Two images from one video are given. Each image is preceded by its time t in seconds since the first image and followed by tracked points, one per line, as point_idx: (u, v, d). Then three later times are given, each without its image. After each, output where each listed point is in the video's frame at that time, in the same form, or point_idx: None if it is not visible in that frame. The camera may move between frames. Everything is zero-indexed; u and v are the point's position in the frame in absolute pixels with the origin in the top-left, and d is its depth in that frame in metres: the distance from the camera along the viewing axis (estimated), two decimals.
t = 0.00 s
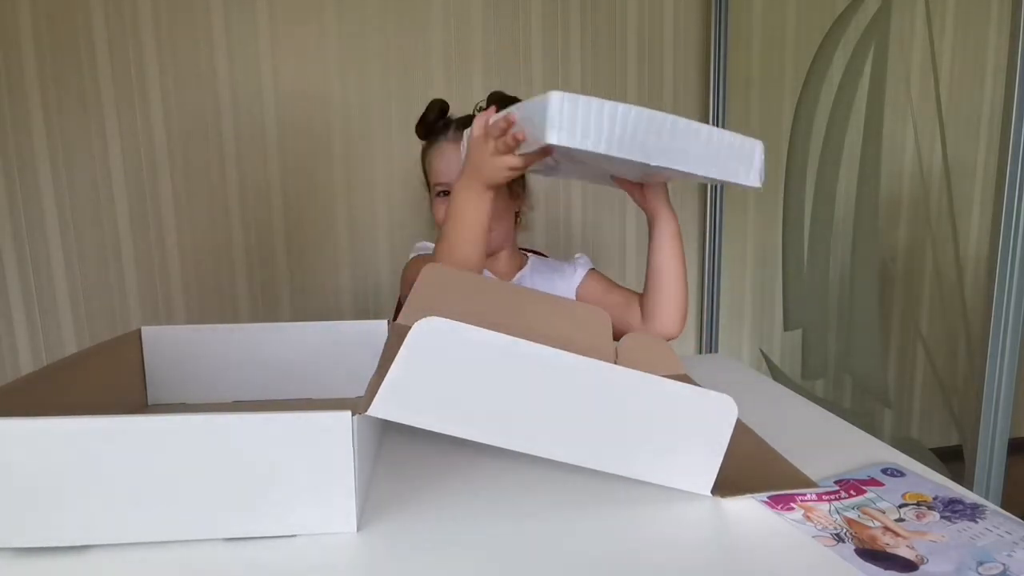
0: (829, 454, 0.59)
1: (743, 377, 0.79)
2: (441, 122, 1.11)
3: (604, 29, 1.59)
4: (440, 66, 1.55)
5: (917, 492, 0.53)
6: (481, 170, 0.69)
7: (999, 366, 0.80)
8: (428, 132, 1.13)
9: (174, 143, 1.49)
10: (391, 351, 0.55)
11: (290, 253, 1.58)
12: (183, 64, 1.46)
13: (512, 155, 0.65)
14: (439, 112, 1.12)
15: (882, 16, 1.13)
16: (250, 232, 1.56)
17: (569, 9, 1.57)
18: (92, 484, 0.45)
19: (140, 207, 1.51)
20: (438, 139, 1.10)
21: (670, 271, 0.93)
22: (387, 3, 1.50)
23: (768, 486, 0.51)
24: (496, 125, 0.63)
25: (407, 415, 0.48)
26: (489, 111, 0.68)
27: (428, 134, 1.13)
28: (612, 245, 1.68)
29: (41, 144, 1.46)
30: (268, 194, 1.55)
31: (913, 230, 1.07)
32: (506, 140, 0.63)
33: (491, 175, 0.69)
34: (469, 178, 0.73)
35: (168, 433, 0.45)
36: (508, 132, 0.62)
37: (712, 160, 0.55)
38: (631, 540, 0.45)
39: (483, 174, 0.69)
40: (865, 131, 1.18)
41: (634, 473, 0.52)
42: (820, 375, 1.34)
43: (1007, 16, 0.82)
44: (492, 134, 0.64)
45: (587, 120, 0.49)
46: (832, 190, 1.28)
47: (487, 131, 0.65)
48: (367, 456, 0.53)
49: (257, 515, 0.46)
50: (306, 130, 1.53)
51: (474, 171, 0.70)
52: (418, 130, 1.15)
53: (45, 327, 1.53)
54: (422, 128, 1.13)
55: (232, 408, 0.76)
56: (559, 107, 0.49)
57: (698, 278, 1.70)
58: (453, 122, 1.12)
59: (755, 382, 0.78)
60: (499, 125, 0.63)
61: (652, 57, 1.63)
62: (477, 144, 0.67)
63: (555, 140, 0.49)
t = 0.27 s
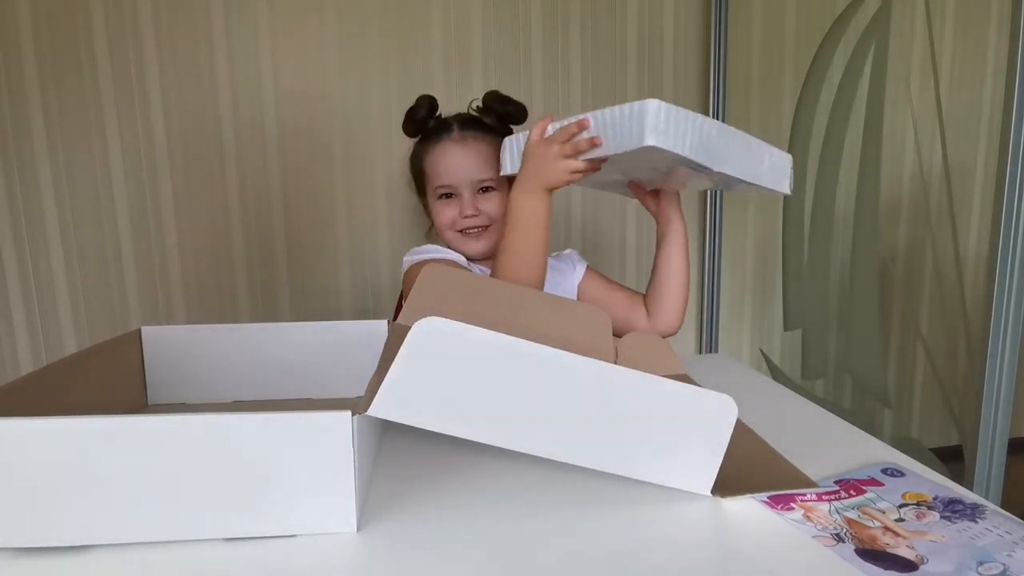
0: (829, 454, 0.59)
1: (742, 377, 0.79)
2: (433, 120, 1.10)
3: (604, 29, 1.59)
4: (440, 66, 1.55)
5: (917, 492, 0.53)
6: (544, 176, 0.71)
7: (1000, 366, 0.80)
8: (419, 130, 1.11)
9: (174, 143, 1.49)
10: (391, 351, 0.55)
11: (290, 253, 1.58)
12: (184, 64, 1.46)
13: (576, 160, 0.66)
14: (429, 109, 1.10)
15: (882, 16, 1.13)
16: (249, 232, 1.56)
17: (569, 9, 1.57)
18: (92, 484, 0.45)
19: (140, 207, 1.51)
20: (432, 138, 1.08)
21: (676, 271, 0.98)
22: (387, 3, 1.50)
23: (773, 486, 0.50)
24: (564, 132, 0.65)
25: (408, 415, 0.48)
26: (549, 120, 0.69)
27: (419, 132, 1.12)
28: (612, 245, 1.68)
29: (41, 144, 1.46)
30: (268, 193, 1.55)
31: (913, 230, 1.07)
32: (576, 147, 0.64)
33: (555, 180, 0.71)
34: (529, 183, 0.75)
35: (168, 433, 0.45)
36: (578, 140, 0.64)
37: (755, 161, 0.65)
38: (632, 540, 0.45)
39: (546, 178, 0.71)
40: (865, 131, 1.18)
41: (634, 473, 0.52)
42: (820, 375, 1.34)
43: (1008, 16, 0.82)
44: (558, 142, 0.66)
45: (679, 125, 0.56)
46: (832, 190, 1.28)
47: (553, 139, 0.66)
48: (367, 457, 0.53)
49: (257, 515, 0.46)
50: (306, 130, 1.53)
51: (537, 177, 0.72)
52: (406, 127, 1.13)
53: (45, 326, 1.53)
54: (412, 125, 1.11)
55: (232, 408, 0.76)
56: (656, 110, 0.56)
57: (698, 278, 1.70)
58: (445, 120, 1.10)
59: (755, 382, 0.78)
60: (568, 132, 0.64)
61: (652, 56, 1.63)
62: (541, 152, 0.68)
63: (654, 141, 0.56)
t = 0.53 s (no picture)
0: (830, 454, 0.59)
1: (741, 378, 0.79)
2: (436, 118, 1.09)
3: (604, 29, 1.59)
4: (440, 66, 1.54)
5: (916, 492, 0.53)
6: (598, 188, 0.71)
7: (999, 366, 0.80)
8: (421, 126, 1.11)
9: (174, 143, 1.49)
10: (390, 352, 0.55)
11: (290, 253, 1.58)
12: (184, 64, 1.46)
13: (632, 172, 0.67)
14: (431, 105, 1.09)
15: (882, 16, 1.13)
16: (250, 232, 1.56)
17: (568, 9, 1.57)
18: (92, 484, 0.45)
19: (140, 207, 1.51)
20: (438, 135, 1.07)
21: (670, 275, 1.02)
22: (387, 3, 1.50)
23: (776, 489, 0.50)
24: (621, 147, 0.66)
25: (407, 415, 0.48)
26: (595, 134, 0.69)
27: (420, 129, 1.11)
28: (612, 245, 1.69)
29: (41, 143, 1.46)
30: (268, 193, 1.55)
31: (913, 230, 1.07)
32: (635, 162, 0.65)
33: (611, 190, 0.72)
34: (579, 195, 0.75)
35: (168, 433, 0.45)
36: (636, 154, 0.65)
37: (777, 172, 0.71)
38: (632, 540, 0.45)
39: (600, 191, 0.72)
40: (865, 130, 1.18)
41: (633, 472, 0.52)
42: (820, 375, 1.34)
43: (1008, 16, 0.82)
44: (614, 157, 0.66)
45: (746, 142, 0.60)
46: (832, 190, 1.28)
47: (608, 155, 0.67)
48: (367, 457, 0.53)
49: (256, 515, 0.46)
50: (305, 130, 1.53)
51: (591, 189, 0.72)
52: (404, 122, 1.12)
53: (45, 326, 1.53)
54: (415, 121, 1.10)
55: (232, 408, 0.76)
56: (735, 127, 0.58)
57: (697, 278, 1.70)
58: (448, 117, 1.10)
59: (755, 382, 0.78)
60: (627, 147, 0.65)
61: (652, 55, 1.63)
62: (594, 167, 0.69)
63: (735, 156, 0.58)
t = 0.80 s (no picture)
0: (830, 454, 0.59)
1: (741, 377, 0.79)
2: (432, 111, 1.10)
3: (604, 29, 1.59)
4: (440, 66, 1.54)
5: (916, 492, 0.53)
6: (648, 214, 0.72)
7: (999, 366, 0.80)
8: (417, 120, 1.11)
9: (175, 143, 1.49)
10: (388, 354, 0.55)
11: (290, 253, 1.58)
12: (184, 64, 1.46)
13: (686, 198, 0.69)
14: (426, 98, 1.11)
15: (882, 16, 1.13)
16: (250, 232, 1.56)
17: (568, 9, 1.57)
18: (93, 484, 0.45)
19: (140, 207, 1.51)
20: (437, 128, 1.08)
21: (664, 291, 0.99)
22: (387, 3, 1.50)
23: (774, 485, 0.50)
24: (678, 173, 0.67)
25: (408, 415, 0.48)
26: (647, 158, 0.69)
27: (416, 123, 1.12)
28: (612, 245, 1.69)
29: (41, 143, 1.46)
30: (268, 193, 1.55)
31: (913, 230, 1.07)
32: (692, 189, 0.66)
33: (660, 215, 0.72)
34: (626, 220, 0.75)
35: (168, 434, 0.45)
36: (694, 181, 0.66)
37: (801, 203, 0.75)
38: (632, 541, 0.45)
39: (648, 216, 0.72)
40: (865, 130, 1.18)
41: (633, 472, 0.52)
42: (820, 375, 1.34)
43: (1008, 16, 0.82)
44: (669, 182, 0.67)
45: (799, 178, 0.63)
46: (832, 190, 1.28)
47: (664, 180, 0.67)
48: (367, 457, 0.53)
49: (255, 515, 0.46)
50: (305, 130, 1.53)
51: (640, 215, 0.73)
52: (398, 117, 1.12)
53: (45, 326, 1.53)
54: (411, 115, 1.10)
55: (232, 408, 0.76)
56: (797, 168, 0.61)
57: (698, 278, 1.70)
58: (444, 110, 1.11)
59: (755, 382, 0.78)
60: (683, 173, 0.66)
61: (652, 55, 1.63)
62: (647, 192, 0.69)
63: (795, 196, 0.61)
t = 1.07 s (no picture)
0: (831, 454, 0.59)
1: (741, 377, 0.79)
2: (422, 106, 1.10)
3: (604, 28, 1.59)
4: (440, 65, 1.54)
5: (917, 492, 0.53)
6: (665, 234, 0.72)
7: (999, 365, 0.80)
8: (407, 117, 1.11)
9: (175, 143, 1.49)
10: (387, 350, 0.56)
11: (290, 252, 1.58)
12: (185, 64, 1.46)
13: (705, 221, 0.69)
14: (415, 94, 1.10)
15: (881, 16, 1.13)
16: (250, 232, 1.56)
17: (568, 9, 1.57)
18: (93, 484, 0.45)
19: (140, 207, 1.51)
20: (427, 124, 1.08)
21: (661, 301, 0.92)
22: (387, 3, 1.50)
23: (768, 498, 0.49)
24: (700, 194, 0.68)
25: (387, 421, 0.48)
26: (669, 176, 0.71)
27: (406, 120, 1.12)
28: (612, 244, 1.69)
29: (40, 143, 1.46)
30: (268, 193, 1.55)
31: (913, 231, 1.07)
32: (712, 210, 0.67)
33: (678, 238, 0.73)
34: (643, 239, 0.75)
35: (163, 437, 0.45)
36: (715, 204, 0.68)
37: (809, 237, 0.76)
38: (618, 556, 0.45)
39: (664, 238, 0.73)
40: (865, 130, 1.18)
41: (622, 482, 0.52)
42: (820, 375, 1.34)
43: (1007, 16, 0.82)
44: (689, 201, 0.68)
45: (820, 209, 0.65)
46: (832, 190, 1.28)
47: (684, 199, 0.69)
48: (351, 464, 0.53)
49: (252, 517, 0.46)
50: (305, 130, 1.53)
51: (659, 237, 0.74)
52: (387, 115, 1.12)
53: (45, 325, 1.53)
54: (400, 112, 1.10)
55: (231, 409, 0.76)
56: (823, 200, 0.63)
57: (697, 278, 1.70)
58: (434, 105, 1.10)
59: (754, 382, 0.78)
60: (706, 196, 0.68)
61: (652, 55, 1.62)
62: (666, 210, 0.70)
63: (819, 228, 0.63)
